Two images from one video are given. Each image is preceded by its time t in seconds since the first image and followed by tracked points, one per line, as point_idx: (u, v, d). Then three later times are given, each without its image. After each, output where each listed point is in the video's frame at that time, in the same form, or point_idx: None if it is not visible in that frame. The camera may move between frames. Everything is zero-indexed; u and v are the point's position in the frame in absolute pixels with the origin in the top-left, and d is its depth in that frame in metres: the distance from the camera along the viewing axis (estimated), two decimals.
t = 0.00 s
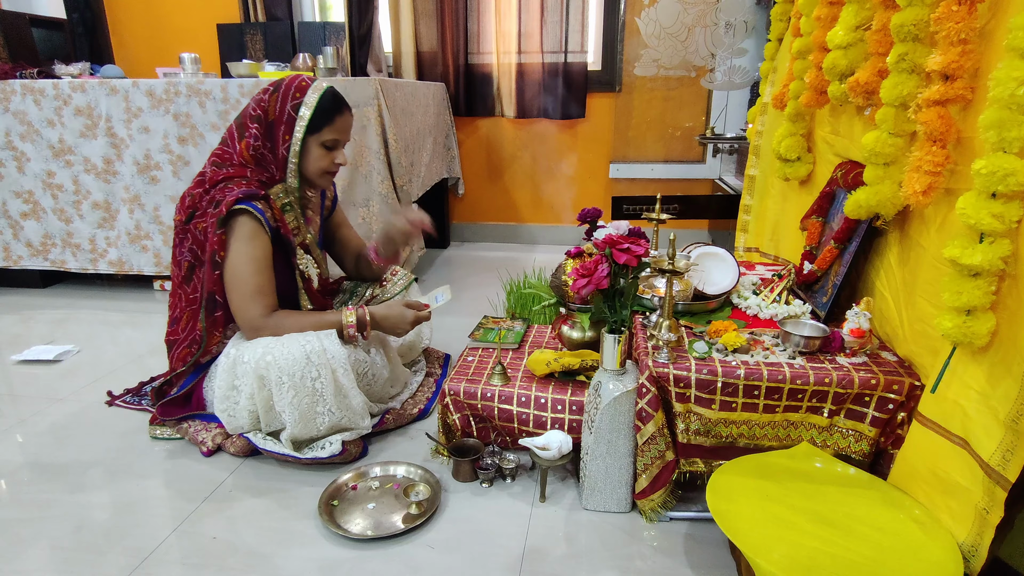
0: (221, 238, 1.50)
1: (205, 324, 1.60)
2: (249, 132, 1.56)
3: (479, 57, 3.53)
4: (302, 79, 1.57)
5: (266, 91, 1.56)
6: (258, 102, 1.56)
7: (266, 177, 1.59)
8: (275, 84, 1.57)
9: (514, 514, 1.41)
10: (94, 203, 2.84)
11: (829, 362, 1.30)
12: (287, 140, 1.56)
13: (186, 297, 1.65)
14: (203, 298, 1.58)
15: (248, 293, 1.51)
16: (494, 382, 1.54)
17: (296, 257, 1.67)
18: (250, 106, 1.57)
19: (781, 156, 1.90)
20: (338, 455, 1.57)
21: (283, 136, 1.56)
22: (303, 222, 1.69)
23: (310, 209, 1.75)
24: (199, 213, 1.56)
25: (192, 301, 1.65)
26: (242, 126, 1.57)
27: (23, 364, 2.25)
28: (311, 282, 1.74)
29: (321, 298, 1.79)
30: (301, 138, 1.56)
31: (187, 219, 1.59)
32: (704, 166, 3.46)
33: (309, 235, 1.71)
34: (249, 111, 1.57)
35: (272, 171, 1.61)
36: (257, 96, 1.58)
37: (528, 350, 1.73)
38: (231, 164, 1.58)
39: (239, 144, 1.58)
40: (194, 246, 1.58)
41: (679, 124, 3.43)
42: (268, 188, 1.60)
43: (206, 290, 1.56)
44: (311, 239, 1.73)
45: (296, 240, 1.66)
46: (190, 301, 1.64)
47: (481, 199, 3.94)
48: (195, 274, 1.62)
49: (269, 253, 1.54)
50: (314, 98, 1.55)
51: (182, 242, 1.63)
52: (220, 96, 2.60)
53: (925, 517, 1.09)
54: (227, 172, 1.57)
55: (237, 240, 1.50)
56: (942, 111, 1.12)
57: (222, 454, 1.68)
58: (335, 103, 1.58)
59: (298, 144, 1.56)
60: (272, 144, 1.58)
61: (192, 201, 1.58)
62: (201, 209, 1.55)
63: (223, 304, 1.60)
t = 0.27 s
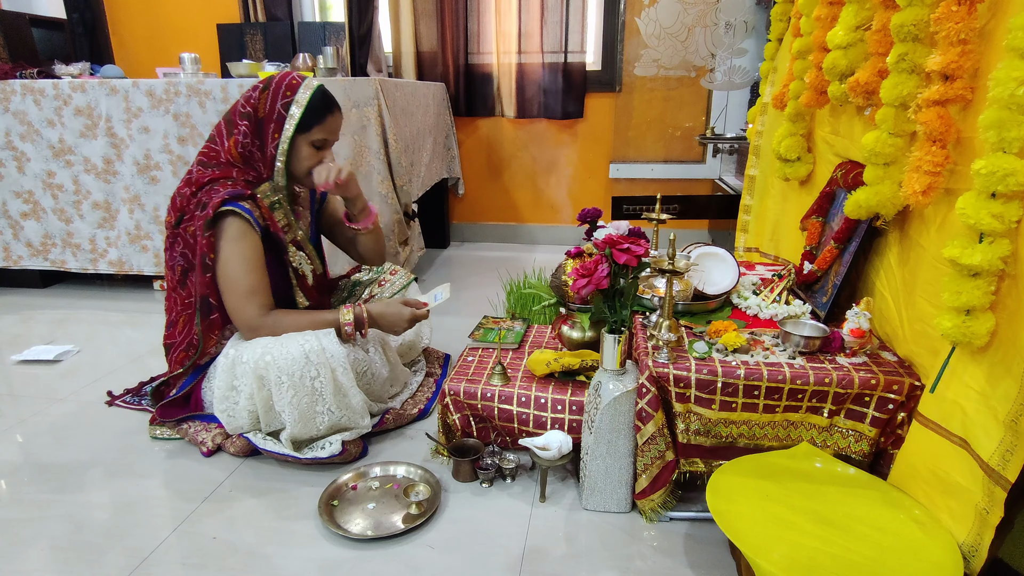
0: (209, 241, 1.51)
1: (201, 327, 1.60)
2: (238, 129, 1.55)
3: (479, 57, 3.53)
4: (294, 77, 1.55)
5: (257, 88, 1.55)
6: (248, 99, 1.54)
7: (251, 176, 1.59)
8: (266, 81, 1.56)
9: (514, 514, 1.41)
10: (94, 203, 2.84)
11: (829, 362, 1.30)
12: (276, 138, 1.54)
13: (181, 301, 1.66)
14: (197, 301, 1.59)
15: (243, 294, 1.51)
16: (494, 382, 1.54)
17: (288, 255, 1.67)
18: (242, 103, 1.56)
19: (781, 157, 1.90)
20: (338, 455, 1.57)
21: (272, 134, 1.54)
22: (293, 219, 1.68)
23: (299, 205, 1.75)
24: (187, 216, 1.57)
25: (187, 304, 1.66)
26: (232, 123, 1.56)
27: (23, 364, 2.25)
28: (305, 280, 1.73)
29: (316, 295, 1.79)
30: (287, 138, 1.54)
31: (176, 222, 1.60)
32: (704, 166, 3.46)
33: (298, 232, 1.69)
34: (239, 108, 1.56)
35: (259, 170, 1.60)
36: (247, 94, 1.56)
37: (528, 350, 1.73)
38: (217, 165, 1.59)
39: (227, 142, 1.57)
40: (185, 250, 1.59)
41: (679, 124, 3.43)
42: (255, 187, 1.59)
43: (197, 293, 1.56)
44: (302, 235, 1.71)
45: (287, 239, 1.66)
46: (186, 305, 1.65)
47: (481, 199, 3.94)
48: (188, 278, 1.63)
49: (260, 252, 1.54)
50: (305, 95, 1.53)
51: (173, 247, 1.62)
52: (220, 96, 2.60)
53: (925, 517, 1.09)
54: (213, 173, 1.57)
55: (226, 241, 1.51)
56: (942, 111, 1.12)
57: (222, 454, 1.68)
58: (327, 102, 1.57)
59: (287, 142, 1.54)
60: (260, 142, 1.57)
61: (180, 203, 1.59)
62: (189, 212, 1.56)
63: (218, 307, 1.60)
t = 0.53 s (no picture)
0: (199, 243, 1.51)
1: (188, 328, 1.61)
2: (227, 130, 1.56)
3: (478, 57, 3.53)
4: (280, 76, 1.56)
5: (245, 89, 1.55)
6: (236, 101, 1.55)
7: (242, 177, 1.59)
8: (252, 82, 1.56)
9: (514, 514, 1.41)
10: (94, 203, 2.84)
11: (829, 362, 1.30)
12: (265, 138, 1.54)
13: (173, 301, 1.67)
14: (185, 302, 1.60)
15: (238, 294, 1.51)
16: (494, 382, 1.54)
17: (282, 256, 1.67)
18: (230, 104, 1.56)
19: (781, 157, 1.91)
20: (338, 455, 1.57)
21: (260, 135, 1.54)
22: (286, 219, 1.68)
23: (294, 205, 1.75)
24: (179, 218, 1.57)
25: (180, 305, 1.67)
26: (221, 124, 1.57)
27: (24, 364, 2.25)
28: (301, 279, 1.75)
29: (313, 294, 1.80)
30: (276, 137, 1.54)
31: (170, 223, 1.61)
32: (704, 166, 3.46)
33: (293, 231, 1.70)
34: (227, 110, 1.56)
35: (250, 170, 1.60)
36: (235, 95, 1.57)
37: (528, 350, 1.73)
38: (209, 166, 1.59)
39: (217, 144, 1.57)
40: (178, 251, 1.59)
41: (679, 124, 3.43)
42: (247, 188, 1.60)
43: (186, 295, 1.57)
44: (296, 235, 1.72)
45: (280, 239, 1.67)
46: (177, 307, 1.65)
47: (481, 199, 3.94)
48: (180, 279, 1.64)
49: (254, 253, 1.54)
50: (290, 95, 1.53)
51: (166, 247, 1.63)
52: (219, 96, 2.60)
53: (925, 517, 1.09)
54: (205, 175, 1.57)
55: (217, 242, 1.51)
56: (941, 111, 1.12)
57: (223, 454, 1.68)
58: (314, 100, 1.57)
59: (276, 142, 1.54)
60: (250, 143, 1.57)
61: (173, 204, 1.59)
62: (182, 213, 1.56)
63: (206, 309, 1.61)
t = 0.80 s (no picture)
0: (206, 239, 1.51)
1: (190, 325, 1.62)
2: (226, 137, 1.57)
3: (478, 57, 3.53)
4: (273, 75, 1.55)
5: (237, 98, 1.56)
6: (231, 109, 1.56)
7: (250, 177, 1.59)
8: (246, 87, 1.56)
9: (514, 514, 1.41)
10: (94, 204, 2.84)
11: (828, 362, 1.30)
12: (265, 138, 1.55)
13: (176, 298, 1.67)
14: (188, 298, 1.60)
15: (244, 293, 1.52)
16: (494, 382, 1.54)
17: (289, 257, 1.67)
18: (226, 113, 1.57)
19: (781, 157, 1.91)
20: (338, 455, 1.57)
21: (261, 135, 1.55)
22: (293, 221, 1.70)
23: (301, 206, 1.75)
24: (186, 215, 1.57)
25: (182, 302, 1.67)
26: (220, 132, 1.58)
27: (24, 364, 2.25)
28: (306, 280, 1.75)
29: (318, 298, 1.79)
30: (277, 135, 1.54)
31: (176, 221, 1.61)
32: (704, 166, 3.47)
33: (298, 233, 1.72)
34: (225, 119, 1.57)
35: (257, 171, 1.61)
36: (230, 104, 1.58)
37: (528, 350, 1.73)
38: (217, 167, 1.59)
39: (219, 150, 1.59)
40: (184, 247, 1.58)
41: (679, 124, 3.43)
42: (254, 188, 1.60)
43: (190, 290, 1.58)
44: (302, 237, 1.74)
45: (286, 240, 1.67)
46: (179, 302, 1.66)
47: (481, 199, 3.94)
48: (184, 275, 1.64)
49: (261, 252, 1.55)
50: (285, 91, 1.53)
51: (172, 243, 1.63)
52: (219, 96, 2.60)
53: (925, 517, 1.09)
54: (215, 173, 1.58)
55: (225, 240, 1.51)
56: (941, 111, 1.12)
57: (223, 454, 1.68)
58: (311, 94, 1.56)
59: (277, 141, 1.54)
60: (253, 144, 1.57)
61: (180, 203, 1.60)
62: (189, 211, 1.56)
63: (209, 304, 1.62)
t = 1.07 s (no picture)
0: (228, 238, 1.49)
1: (203, 320, 1.61)
2: (247, 142, 1.57)
3: (479, 57, 3.53)
4: (293, 81, 1.56)
5: (259, 100, 1.56)
6: (252, 112, 1.55)
7: (276, 179, 1.58)
8: (268, 91, 1.57)
9: (514, 514, 1.41)
10: (94, 204, 2.84)
11: (829, 362, 1.30)
12: (286, 143, 1.55)
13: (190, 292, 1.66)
14: (203, 293, 1.60)
15: (252, 294, 1.52)
16: (494, 382, 1.54)
17: (307, 260, 1.66)
18: (247, 118, 1.57)
19: (781, 157, 1.91)
20: (338, 455, 1.57)
21: (282, 141, 1.55)
22: (314, 224, 1.69)
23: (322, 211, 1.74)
24: (208, 210, 1.56)
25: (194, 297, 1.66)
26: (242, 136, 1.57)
27: (24, 364, 2.25)
28: (320, 283, 1.73)
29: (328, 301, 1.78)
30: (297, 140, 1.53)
31: (197, 214, 1.61)
32: (704, 166, 3.48)
33: (319, 236, 1.72)
34: (246, 125, 1.57)
35: (283, 174, 1.59)
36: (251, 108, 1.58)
37: (528, 350, 1.73)
38: (241, 167, 1.58)
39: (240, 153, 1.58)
40: (202, 242, 1.59)
41: (679, 124, 3.43)
42: (279, 191, 1.59)
43: (207, 285, 1.58)
44: (321, 240, 1.73)
45: (306, 243, 1.66)
46: (192, 296, 1.65)
47: (481, 199, 3.94)
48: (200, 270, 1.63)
49: (277, 255, 1.54)
50: (304, 95, 1.53)
51: (189, 236, 1.64)
52: (220, 96, 2.60)
53: (925, 517, 1.09)
54: (240, 171, 1.57)
55: (245, 241, 1.50)
56: (941, 111, 1.12)
57: (222, 454, 1.68)
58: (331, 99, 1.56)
59: (298, 147, 1.54)
60: (274, 147, 1.57)
61: (203, 196, 1.60)
62: (211, 206, 1.56)
63: (223, 301, 1.62)
